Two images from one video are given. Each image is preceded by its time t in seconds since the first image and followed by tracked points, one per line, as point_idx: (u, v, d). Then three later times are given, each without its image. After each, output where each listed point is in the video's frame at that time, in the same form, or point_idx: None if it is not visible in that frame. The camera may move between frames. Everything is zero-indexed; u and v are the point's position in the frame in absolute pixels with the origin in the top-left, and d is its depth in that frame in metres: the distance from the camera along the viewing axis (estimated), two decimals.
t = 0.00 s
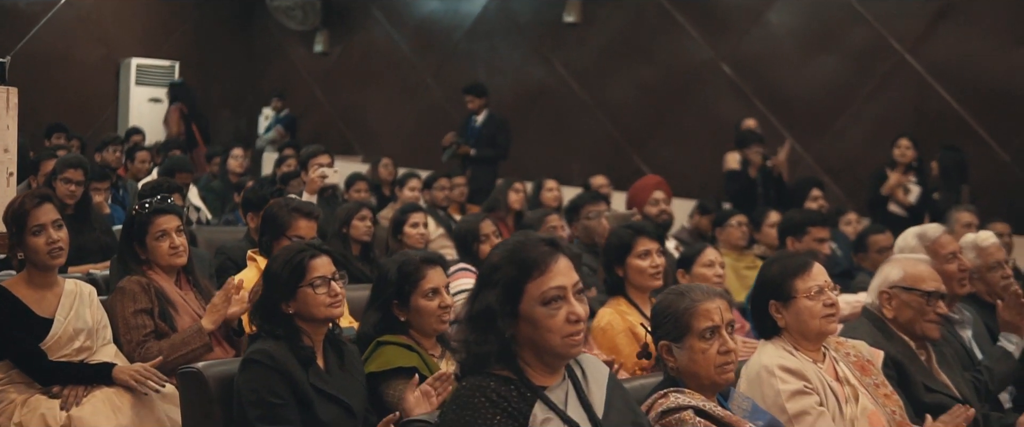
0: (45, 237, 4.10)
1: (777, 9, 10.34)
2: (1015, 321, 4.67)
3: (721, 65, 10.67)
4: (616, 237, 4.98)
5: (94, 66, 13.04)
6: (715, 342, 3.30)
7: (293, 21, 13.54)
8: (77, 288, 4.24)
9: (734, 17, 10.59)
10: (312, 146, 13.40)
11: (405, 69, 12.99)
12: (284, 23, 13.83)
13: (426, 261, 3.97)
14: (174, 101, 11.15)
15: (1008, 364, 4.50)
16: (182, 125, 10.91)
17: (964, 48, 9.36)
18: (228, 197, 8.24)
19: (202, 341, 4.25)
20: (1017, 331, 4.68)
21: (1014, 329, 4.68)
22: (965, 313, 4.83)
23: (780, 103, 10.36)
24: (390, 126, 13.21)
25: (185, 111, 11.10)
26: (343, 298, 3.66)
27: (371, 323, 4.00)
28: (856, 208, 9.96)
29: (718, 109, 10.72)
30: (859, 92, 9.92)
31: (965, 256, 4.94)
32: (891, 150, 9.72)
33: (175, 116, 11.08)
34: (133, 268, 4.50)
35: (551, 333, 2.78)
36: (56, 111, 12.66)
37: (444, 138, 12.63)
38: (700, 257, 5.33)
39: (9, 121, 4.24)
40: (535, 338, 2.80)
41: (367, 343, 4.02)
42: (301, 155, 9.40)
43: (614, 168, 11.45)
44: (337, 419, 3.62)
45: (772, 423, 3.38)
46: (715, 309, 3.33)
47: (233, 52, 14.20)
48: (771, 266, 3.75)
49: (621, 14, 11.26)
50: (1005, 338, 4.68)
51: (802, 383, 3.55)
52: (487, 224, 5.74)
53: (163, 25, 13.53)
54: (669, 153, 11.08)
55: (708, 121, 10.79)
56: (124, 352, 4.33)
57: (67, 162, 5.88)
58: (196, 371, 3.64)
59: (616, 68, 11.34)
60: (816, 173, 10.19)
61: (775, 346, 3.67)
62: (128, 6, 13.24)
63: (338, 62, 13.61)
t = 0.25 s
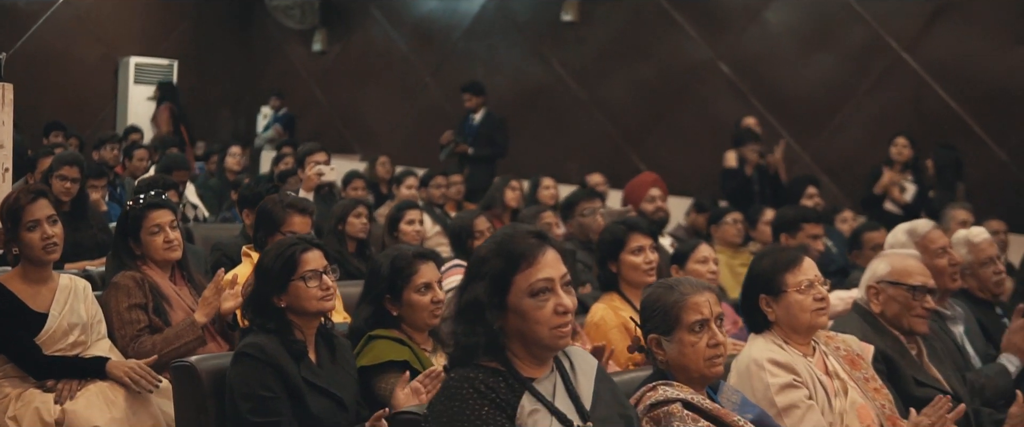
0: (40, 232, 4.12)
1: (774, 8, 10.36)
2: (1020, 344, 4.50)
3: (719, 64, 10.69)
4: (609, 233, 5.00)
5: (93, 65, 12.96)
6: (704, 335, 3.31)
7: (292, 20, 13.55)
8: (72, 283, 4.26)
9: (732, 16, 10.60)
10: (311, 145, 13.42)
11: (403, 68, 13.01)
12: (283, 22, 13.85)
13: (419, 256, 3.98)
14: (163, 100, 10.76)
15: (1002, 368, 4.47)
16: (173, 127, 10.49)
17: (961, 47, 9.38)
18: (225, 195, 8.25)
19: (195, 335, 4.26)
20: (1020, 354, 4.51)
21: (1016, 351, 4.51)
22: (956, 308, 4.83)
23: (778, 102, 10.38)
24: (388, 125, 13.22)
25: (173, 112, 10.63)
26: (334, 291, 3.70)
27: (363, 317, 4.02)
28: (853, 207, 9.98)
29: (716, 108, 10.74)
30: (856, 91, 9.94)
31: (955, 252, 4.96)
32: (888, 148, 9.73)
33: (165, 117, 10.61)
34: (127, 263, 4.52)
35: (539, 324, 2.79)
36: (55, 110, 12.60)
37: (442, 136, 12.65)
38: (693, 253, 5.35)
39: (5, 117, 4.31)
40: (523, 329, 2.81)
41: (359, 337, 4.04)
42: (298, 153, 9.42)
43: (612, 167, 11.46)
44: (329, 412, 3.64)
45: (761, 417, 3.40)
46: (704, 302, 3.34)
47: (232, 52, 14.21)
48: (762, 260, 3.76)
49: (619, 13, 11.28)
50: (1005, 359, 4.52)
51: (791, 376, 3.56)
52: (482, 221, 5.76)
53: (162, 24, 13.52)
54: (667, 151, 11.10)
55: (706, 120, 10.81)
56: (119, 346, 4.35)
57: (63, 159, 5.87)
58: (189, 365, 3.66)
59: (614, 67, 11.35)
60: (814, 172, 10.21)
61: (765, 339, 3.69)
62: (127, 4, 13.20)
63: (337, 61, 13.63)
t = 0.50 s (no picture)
0: (35, 228, 4.13)
1: (771, 7, 10.38)
2: (1012, 346, 4.56)
3: (716, 63, 10.71)
4: (603, 229, 5.02)
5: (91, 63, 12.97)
6: (693, 329, 3.32)
7: (290, 18, 13.61)
8: (67, 278, 4.28)
9: (729, 15, 10.62)
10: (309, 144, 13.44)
11: (401, 67, 13.04)
12: (281, 21, 13.87)
13: (411, 251, 4.01)
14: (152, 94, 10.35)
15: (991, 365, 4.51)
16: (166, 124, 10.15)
17: (958, 46, 9.39)
18: (223, 194, 8.28)
19: (192, 333, 4.28)
20: (1012, 356, 4.57)
21: (1008, 352, 4.57)
22: (948, 305, 4.87)
23: (775, 101, 10.40)
24: (387, 124, 13.24)
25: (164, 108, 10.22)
26: (326, 285, 3.73)
27: (356, 311, 4.04)
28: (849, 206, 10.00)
29: (713, 107, 10.76)
30: (853, 90, 9.96)
31: (947, 248, 5.00)
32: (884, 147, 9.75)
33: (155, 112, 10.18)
34: (123, 258, 4.56)
35: (528, 317, 2.81)
36: (54, 109, 12.63)
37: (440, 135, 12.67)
38: (687, 250, 5.36)
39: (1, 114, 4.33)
40: (512, 321, 2.83)
41: (352, 331, 4.06)
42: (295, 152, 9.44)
43: (609, 166, 11.48)
44: (321, 406, 3.66)
45: (751, 410, 3.42)
46: (693, 296, 3.35)
47: (230, 50, 14.23)
48: (752, 255, 3.78)
49: (616, 12, 11.30)
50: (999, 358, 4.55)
51: (781, 369, 3.58)
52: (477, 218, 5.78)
53: (161, 22, 13.54)
54: (664, 150, 11.13)
55: (704, 118, 10.83)
56: (114, 341, 4.37)
57: (59, 156, 5.92)
58: (182, 359, 3.69)
59: (612, 66, 11.37)
60: (810, 171, 10.23)
61: (755, 333, 3.71)
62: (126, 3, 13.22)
63: (335, 59, 13.66)
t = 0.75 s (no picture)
0: (30, 223, 4.14)
1: (769, 6, 10.39)
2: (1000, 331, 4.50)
3: (713, 62, 10.73)
4: (597, 225, 5.03)
5: (90, 61, 13.00)
6: (683, 322, 3.32)
7: (288, 17, 13.74)
8: (62, 272, 4.30)
9: (727, 13, 10.64)
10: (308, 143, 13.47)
11: (400, 66, 13.06)
12: (279, 19, 13.89)
13: (404, 245, 4.02)
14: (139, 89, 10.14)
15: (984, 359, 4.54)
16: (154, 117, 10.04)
17: (955, 45, 9.40)
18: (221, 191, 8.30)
19: (187, 330, 4.27)
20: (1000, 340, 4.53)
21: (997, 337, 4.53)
22: (940, 300, 4.89)
23: (773, 100, 10.41)
24: (385, 123, 13.26)
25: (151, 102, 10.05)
26: (318, 279, 3.74)
27: (348, 306, 4.05)
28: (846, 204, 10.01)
29: (711, 105, 10.78)
30: (850, 89, 9.97)
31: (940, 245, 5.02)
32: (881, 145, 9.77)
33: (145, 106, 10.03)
34: (118, 254, 4.56)
35: (516, 309, 2.83)
36: (53, 107, 12.65)
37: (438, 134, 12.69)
38: (681, 246, 5.38)
39: None
40: (500, 313, 2.85)
41: (344, 325, 4.07)
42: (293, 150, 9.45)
43: (607, 164, 11.49)
44: (313, 400, 3.68)
45: (740, 403, 3.43)
46: (684, 289, 3.35)
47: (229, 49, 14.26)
48: (742, 250, 3.80)
49: (614, 11, 11.31)
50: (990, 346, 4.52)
51: (771, 363, 3.59)
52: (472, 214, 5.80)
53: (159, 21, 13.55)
54: (662, 149, 11.15)
55: (702, 117, 10.85)
56: (108, 336, 4.38)
57: (56, 154, 5.89)
58: (174, 353, 3.71)
59: (609, 64, 11.39)
60: (808, 169, 10.24)
61: (746, 327, 3.72)
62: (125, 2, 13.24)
63: (333, 58, 13.67)
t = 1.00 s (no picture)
0: (25, 217, 4.16)
1: (766, 4, 10.41)
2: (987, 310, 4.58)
3: (711, 60, 10.75)
4: (592, 220, 5.05)
5: (86, 61, 12.92)
6: (673, 315, 3.34)
7: (287, 16, 13.71)
8: (57, 267, 4.31)
9: (724, 12, 10.66)
10: (306, 141, 13.48)
11: (398, 65, 13.07)
12: (277, 18, 13.92)
13: (397, 240, 4.05)
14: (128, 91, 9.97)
15: (976, 353, 4.55)
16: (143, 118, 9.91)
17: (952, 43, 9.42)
18: (218, 189, 8.32)
19: (182, 325, 4.30)
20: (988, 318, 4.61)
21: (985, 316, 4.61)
22: (934, 296, 4.89)
23: (770, 98, 10.43)
24: (384, 121, 13.28)
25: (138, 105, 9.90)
26: (311, 272, 3.76)
27: (342, 300, 4.06)
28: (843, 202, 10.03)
29: (708, 104, 10.80)
30: (848, 87, 9.99)
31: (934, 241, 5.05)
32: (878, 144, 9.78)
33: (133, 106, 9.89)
34: (113, 249, 4.58)
35: (506, 300, 2.84)
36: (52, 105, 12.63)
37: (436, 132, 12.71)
38: (675, 242, 5.38)
39: None
40: (490, 305, 2.86)
41: (338, 319, 4.09)
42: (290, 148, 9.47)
43: (605, 163, 11.51)
44: (306, 393, 3.70)
45: (731, 396, 3.44)
46: (674, 282, 3.37)
47: (227, 48, 14.26)
48: (731, 244, 3.83)
49: (611, 9, 11.33)
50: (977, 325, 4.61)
51: (762, 357, 3.61)
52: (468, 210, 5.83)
53: (158, 20, 13.53)
54: (659, 147, 11.17)
55: (699, 116, 10.86)
56: (103, 331, 4.38)
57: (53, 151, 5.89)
58: (168, 346, 3.72)
59: (607, 63, 11.41)
60: (805, 167, 10.26)
61: (736, 321, 3.74)
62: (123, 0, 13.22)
63: (331, 57, 13.70)
